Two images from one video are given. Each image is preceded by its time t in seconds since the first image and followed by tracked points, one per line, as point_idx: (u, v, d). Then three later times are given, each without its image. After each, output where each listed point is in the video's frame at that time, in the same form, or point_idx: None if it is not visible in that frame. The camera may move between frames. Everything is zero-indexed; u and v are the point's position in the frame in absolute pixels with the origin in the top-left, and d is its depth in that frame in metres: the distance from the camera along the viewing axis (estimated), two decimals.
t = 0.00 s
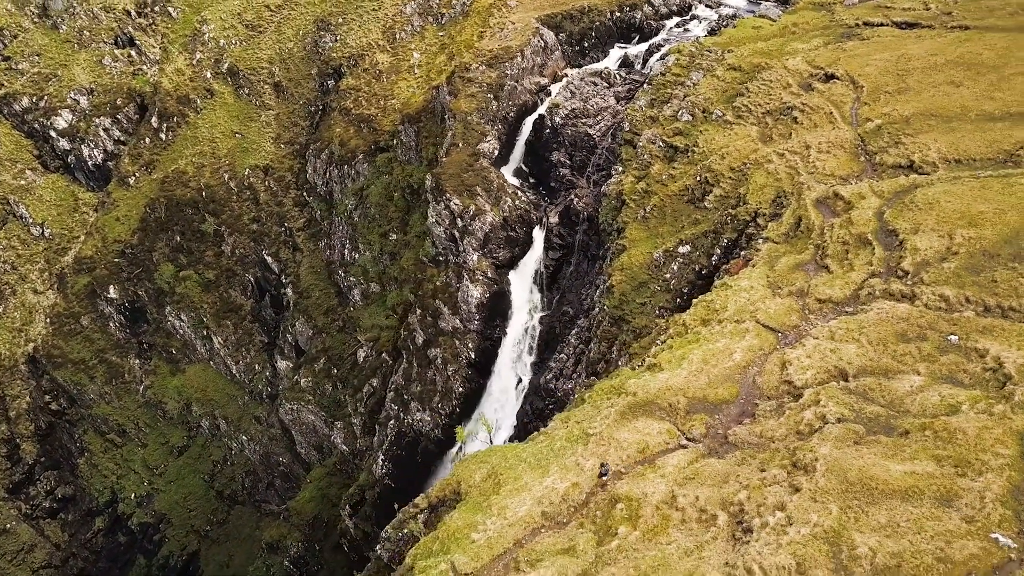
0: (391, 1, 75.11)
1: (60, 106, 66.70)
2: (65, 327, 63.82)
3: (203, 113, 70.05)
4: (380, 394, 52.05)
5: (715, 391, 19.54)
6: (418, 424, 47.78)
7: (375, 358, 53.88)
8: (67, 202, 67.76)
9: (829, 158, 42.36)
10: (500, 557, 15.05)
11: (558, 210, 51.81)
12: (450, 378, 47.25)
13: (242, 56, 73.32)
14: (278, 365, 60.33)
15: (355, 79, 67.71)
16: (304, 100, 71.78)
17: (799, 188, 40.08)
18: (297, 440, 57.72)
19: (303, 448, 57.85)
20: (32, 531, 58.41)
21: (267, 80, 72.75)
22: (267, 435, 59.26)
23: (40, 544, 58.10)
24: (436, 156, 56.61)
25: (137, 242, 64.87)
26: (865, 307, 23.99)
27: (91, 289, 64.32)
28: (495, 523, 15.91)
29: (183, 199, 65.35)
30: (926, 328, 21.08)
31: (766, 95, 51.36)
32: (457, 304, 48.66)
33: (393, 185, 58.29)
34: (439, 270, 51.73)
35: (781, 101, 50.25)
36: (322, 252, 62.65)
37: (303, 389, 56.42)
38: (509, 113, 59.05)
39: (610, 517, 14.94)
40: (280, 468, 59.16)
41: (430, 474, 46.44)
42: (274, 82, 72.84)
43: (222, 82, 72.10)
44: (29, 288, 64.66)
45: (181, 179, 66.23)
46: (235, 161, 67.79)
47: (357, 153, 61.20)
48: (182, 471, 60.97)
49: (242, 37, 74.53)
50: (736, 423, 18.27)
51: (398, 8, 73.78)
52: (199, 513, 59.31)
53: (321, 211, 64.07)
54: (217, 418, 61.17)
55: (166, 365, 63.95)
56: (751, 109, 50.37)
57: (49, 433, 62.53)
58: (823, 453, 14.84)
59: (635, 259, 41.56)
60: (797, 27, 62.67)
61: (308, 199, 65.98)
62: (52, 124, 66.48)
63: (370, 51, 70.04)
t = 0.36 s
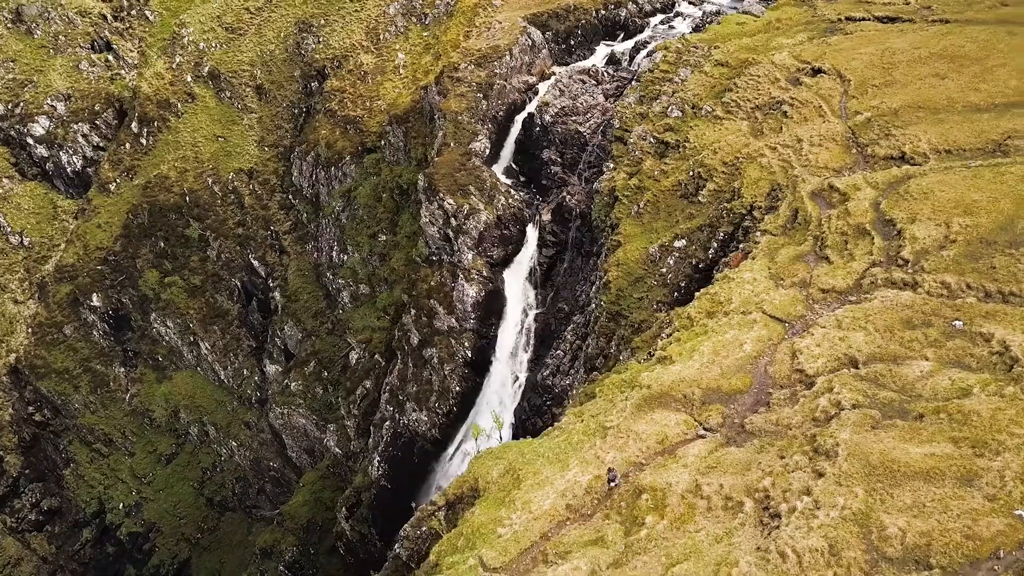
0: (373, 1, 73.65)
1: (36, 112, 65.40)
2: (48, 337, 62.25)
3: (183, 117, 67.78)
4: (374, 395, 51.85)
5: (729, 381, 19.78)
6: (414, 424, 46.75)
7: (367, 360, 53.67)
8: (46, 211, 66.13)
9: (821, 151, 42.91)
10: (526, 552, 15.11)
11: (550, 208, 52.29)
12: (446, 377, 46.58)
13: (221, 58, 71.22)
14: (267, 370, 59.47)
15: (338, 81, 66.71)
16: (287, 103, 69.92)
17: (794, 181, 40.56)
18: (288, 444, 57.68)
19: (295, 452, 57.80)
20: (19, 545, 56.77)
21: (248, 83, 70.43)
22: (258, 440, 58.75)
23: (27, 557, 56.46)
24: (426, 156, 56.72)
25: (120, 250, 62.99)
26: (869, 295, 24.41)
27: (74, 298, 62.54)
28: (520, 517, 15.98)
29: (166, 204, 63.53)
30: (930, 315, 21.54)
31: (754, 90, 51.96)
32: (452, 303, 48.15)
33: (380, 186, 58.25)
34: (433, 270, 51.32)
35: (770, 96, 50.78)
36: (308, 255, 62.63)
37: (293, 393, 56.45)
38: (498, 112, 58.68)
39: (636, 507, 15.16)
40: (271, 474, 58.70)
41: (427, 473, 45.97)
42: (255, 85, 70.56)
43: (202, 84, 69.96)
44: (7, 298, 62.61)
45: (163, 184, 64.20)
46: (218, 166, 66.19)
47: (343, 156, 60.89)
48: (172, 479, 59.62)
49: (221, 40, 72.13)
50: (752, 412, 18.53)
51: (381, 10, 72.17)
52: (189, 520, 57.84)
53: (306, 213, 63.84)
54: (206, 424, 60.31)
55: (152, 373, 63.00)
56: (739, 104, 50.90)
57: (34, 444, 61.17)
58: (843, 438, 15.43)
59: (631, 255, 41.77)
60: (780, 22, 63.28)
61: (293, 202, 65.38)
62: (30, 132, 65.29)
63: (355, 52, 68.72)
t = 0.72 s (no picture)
0: (355, 2, 72.98)
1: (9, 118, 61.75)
2: (29, 347, 59.24)
3: (164, 122, 65.89)
4: (367, 397, 51.61)
5: (738, 371, 20.05)
6: (409, 424, 47.02)
7: (359, 362, 53.33)
8: (23, 220, 62.99)
9: (812, 144, 43.51)
10: (549, 544, 15.20)
11: (542, 206, 52.56)
12: (441, 376, 46.54)
13: (202, 61, 69.43)
14: (255, 375, 58.64)
15: (322, 83, 65.93)
16: (270, 106, 68.93)
17: (786, 174, 41.04)
18: (278, 449, 56.73)
19: (285, 456, 56.92)
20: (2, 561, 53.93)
21: (229, 86, 69.12)
22: (248, 446, 57.71)
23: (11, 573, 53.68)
24: (415, 156, 56.29)
25: (102, 257, 60.64)
26: (869, 284, 24.83)
27: (55, 306, 59.72)
28: (541, 510, 16.07)
29: (149, 210, 61.84)
30: (930, 301, 21.99)
31: (742, 86, 52.44)
32: (446, 303, 48.08)
33: (367, 187, 57.63)
34: (425, 270, 51.12)
35: (758, 90, 51.29)
36: (295, 257, 61.71)
37: (283, 397, 55.78)
38: (487, 112, 58.59)
39: (657, 497, 15.53)
40: (261, 479, 58.17)
41: (423, 473, 46.48)
42: (236, 88, 69.31)
43: (182, 88, 68.12)
44: None
45: (145, 190, 62.43)
46: (201, 171, 64.86)
47: (329, 157, 60.23)
48: (161, 487, 58.22)
49: (200, 44, 70.29)
50: (764, 400, 18.77)
51: (364, 9, 71.99)
52: (179, 528, 56.74)
53: (292, 216, 62.88)
54: (194, 431, 58.84)
55: (138, 381, 60.95)
56: (727, 99, 51.37)
57: (16, 457, 58.60)
58: (858, 422, 15.89)
59: (625, 250, 42.06)
60: (763, 18, 63.87)
61: (279, 205, 64.26)
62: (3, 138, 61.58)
63: (338, 53, 68.10)
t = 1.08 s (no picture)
0: (332, 3, 71.50)
1: None
2: (7, 360, 57.68)
3: (141, 129, 63.72)
4: (359, 399, 50.93)
5: (748, 358, 20.44)
6: (403, 424, 46.82)
7: (350, 364, 52.68)
8: None
9: (800, 135, 44.19)
10: (576, 532, 15.70)
11: (531, 203, 52.39)
12: (436, 375, 46.43)
13: (178, 66, 66.93)
14: (241, 380, 57.89)
15: (302, 85, 64.56)
16: (249, 110, 66.72)
17: (776, 166, 41.54)
18: (267, 455, 55.66)
19: (274, 462, 55.91)
20: None
21: (206, 90, 66.65)
22: (235, 453, 56.45)
23: None
24: (402, 156, 55.77)
25: (80, 266, 58.85)
26: (868, 271, 25.47)
27: (33, 318, 58.13)
28: (565, 500, 16.39)
29: (127, 217, 59.65)
30: (929, 284, 22.54)
31: (727, 80, 52.99)
32: (440, 302, 47.83)
33: (353, 189, 56.97)
34: (416, 270, 50.80)
35: (742, 84, 51.95)
36: (280, 262, 60.42)
37: (270, 402, 54.63)
38: (473, 110, 57.98)
39: (681, 483, 16.35)
40: (250, 486, 56.62)
41: (418, 472, 46.59)
42: (214, 92, 66.88)
43: (159, 94, 65.86)
44: None
45: (124, 197, 60.20)
46: (180, 176, 62.69)
47: (313, 160, 59.35)
48: (147, 497, 56.83)
49: (176, 48, 67.63)
50: (776, 386, 19.29)
51: (340, 13, 70.20)
52: (168, 539, 55.02)
53: (275, 220, 61.46)
54: (180, 440, 57.64)
55: (121, 391, 59.51)
56: (712, 94, 51.89)
57: None
58: (873, 403, 16.73)
59: (618, 245, 42.40)
60: (742, 13, 64.59)
61: (261, 209, 62.60)
62: None
63: (318, 55, 66.74)
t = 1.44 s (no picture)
0: (312, 4, 70.83)
1: None
2: None
3: (119, 134, 61.62)
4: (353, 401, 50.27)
5: (758, 344, 20.95)
6: (398, 424, 46.64)
7: (342, 366, 51.85)
8: None
9: (789, 127, 44.83)
10: (602, 519, 16.29)
11: (522, 200, 52.29)
12: (433, 373, 46.36)
13: (154, 70, 64.92)
14: (229, 386, 56.87)
15: (285, 88, 63.68)
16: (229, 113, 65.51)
17: (767, 157, 42.08)
18: (257, 459, 54.66)
19: (265, 467, 54.85)
20: None
21: (185, 94, 64.87)
22: (225, 459, 55.69)
23: None
24: (389, 157, 55.33)
25: (61, 275, 56.79)
26: (868, 256, 26.05)
27: (12, 328, 55.88)
28: (590, 488, 16.95)
29: (108, 225, 58.09)
30: (928, 268, 23.13)
31: (712, 74, 53.54)
32: (434, 301, 47.43)
33: (339, 190, 56.65)
34: (409, 270, 50.19)
35: (728, 78, 52.44)
36: (265, 265, 59.72)
37: (261, 407, 53.97)
38: (460, 109, 58.06)
39: (704, 467, 17.00)
40: (240, 492, 55.63)
41: (415, 472, 46.86)
42: (193, 96, 65.03)
43: (136, 99, 63.66)
44: None
45: (104, 205, 58.60)
46: (161, 182, 61.04)
47: (298, 162, 58.39)
48: (136, 506, 55.45)
49: (152, 53, 65.70)
50: (787, 370, 20.02)
51: (322, 13, 69.85)
52: (158, 548, 53.65)
53: (259, 224, 60.44)
54: (168, 448, 56.39)
55: (106, 401, 57.98)
56: (699, 88, 52.36)
57: None
58: (887, 383, 17.59)
59: (612, 240, 42.73)
60: (723, 8, 65.17)
61: (245, 213, 61.55)
62: None
63: (300, 57, 66.18)
